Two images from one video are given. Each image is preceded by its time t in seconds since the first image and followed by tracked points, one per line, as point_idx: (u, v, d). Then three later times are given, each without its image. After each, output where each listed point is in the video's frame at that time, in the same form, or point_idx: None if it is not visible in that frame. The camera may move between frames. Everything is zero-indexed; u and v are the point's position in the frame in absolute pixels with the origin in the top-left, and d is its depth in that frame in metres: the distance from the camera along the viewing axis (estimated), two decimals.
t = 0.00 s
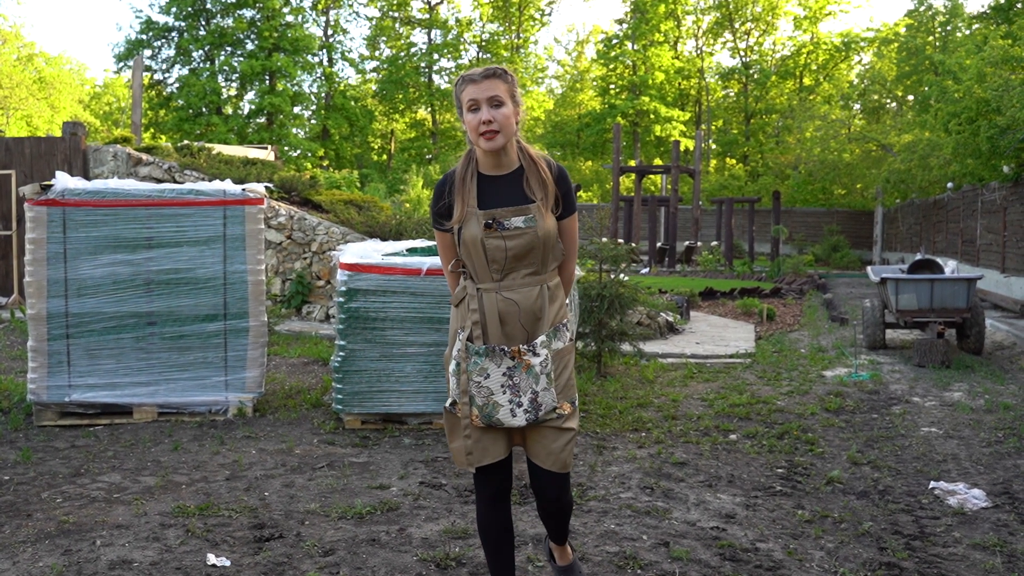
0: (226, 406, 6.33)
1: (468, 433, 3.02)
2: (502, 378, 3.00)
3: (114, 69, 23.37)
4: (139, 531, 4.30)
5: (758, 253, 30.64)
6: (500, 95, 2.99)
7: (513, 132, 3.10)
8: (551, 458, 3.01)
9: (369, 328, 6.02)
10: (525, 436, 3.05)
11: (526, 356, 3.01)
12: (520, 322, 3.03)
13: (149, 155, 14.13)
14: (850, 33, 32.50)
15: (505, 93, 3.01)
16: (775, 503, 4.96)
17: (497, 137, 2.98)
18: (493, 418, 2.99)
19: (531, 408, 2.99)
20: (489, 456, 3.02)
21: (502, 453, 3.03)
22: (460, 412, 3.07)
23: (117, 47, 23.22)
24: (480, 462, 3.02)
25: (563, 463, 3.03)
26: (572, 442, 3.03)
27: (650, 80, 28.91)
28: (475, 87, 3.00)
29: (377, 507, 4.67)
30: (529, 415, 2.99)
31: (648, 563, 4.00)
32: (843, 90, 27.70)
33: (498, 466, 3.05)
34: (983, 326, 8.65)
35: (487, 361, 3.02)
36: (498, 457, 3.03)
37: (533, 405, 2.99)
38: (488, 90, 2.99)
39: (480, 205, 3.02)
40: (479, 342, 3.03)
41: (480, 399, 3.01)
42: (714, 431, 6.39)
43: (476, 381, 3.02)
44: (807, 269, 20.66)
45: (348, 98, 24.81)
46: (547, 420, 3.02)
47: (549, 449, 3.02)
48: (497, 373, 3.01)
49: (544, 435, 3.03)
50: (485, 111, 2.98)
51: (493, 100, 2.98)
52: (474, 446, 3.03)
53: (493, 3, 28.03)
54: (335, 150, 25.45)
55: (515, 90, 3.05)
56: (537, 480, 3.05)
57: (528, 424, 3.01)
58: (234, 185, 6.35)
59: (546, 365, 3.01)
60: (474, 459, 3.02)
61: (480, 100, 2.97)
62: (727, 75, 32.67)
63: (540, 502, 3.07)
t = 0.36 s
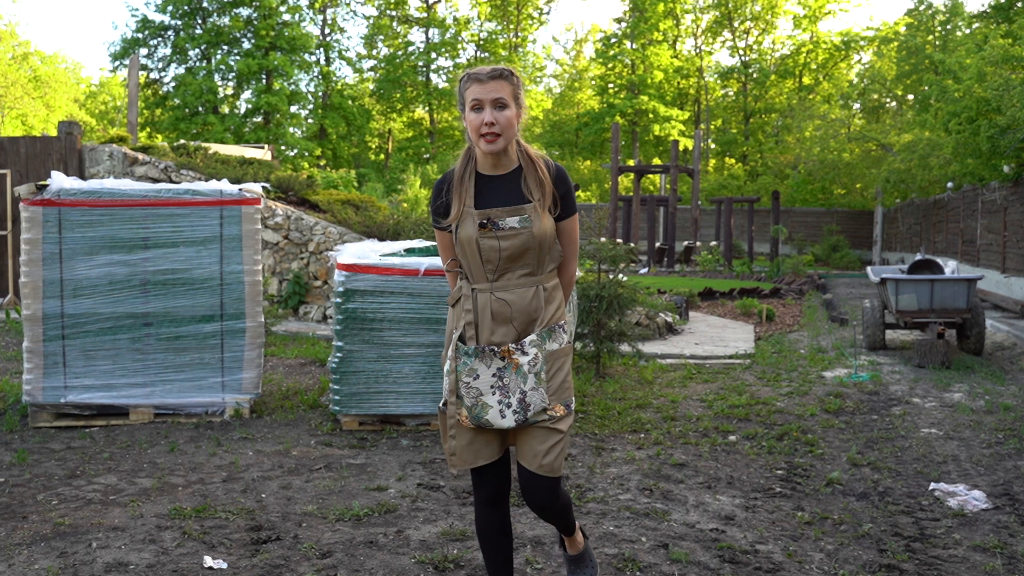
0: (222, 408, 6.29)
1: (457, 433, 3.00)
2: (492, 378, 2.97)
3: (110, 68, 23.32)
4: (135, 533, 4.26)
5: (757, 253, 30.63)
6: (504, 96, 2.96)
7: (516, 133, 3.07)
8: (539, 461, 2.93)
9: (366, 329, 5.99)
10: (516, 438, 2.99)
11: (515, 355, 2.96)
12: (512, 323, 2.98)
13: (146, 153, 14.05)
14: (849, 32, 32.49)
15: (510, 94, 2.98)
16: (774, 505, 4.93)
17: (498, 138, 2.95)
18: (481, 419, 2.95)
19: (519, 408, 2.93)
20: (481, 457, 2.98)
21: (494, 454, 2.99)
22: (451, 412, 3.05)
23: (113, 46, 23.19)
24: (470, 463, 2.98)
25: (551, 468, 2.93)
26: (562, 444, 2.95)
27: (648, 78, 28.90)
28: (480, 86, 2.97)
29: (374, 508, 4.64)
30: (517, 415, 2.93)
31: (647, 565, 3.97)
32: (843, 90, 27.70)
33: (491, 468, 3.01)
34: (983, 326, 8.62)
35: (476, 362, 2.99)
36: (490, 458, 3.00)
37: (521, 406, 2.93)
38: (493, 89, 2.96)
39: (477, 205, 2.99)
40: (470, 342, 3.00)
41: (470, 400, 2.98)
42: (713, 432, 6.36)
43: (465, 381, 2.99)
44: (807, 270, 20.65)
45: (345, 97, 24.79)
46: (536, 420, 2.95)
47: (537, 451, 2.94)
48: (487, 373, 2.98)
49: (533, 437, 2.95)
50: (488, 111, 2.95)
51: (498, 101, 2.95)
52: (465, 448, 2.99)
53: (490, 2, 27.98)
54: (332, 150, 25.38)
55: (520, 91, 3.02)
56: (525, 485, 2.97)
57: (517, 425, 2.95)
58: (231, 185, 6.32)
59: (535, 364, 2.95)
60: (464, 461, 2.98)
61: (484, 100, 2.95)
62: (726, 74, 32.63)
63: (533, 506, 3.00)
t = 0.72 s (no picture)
0: (219, 409, 6.26)
1: (451, 433, 2.98)
2: (485, 377, 2.94)
3: (106, 68, 23.27)
4: (131, 535, 4.23)
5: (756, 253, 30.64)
6: (513, 96, 2.95)
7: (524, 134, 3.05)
8: (526, 461, 2.85)
9: (364, 329, 5.95)
10: (509, 438, 2.94)
11: (507, 353, 2.93)
12: (511, 324, 2.94)
13: (142, 153, 14.02)
14: (849, 31, 32.52)
15: (518, 95, 2.97)
16: (774, 506, 4.90)
17: (504, 138, 2.93)
18: (473, 418, 2.93)
19: (510, 405, 2.90)
20: (478, 458, 2.96)
21: (489, 454, 2.97)
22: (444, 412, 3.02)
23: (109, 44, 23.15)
24: (466, 463, 2.96)
25: (539, 469, 2.86)
26: (554, 443, 2.89)
27: (647, 77, 28.92)
28: (489, 86, 2.96)
29: (372, 510, 4.60)
30: (509, 414, 2.89)
31: (646, 567, 3.94)
32: (842, 89, 27.69)
33: (487, 467, 3.00)
34: (983, 326, 8.60)
35: (471, 361, 2.96)
36: (487, 459, 2.98)
37: (512, 403, 2.89)
38: (502, 90, 2.95)
39: (479, 203, 2.97)
40: (467, 341, 2.98)
41: (461, 398, 2.95)
42: (712, 433, 6.33)
43: (458, 380, 2.96)
44: (807, 270, 20.68)
45: (342, 96, 24.80)
46: (528, 419, 2.90)
47: (525, 449, 2.87)
48: (480, 373, 2.95)
49: (523, 437, 2.89)
50: (497, 110, 2.93)
51: (506, 101, 2.94)
52: (459, 449, 2.97)
53: None
54: (330, 149, 25.35)
55: (529, 92, 3.00)
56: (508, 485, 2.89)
57: (508, 424, 2.91)
58: (228, 185, 6.28)
59: (526, 361, 2.91)
60: (458, 461, 2.96)
61: (492, 99, 2.93)
62: (725, 73, 32.65)
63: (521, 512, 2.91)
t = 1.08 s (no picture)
0: (216, 409, 6.23)
1: (452, 434, 2.93)
2: (489, 379, 2.91)
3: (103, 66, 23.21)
4: (127, 536, 4.19)
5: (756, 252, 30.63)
6: (523, 97, 2.92)
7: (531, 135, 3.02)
8: (532, 467, 2.84)
9: (361, 330, 5.92)
10: (511, 443, 2.91)
11: (513, 358, 2.90)
12: (513, 326, 2.92)
13: (138, 152, 14.08)
14: (849, 30, 32.52)
15: (528, 96, 2.94)
16: (773, 507, 4.87)
17: (512, 138, 2.90)
18: (476, 421, 2.89)
19: (515, 411, 2.86)
20: (479, 459, 2.93)
21: (491, 457, 2.94)
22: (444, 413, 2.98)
23: (105, 43, 23.08)
24: (466, 465, 2.93)
25: (545, 475, 2.84)
26: (559, 450, 2.87)
27: (647, 77, 28.91)
28: (499, 85, 2.92)
29: (370, 511, 4.57)
30: (512, 419, 2.86)
31: (645, 569, 3.91)
32: (842, 88, 27.66)
33: (488, 471, 2.96)
34: (983, 327, 8.58)
35: (474, 362, 2.93)
36: (487, 461, 2.94)
37: (518, 409, 2.86)
38: (511, 89, 2.92)
39: (484, 203, 2.94)
40: (469, 341, 2.94)
41: (465, 400, 2.92)
42: (711, 434, 6.30)
43: (462, 381, 2.92)
44: (807, 270, 20.69)
45: (340, 95, 24.79)
46: (531, 426, 2.87)
47: (531, 456, 2.84)
48: (485, 374, 2.91)
49: (527, 443, 2.86)
50: (506, 110, 2.90)
51: (515, 102, 2.90)
52: (460, 450, 2.93)
53: None
54: (328, 148, 25.31)
55: (537, 93, 2.97)
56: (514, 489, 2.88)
57: (512, 429, 2.87)
58: (225, 184, 6.25)
59: (534, 368, 2.88)
60: (459, 463, 2.92)
61: (501, 99, 2.90)
62: (725, 72, 32.72)
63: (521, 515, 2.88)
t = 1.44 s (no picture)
0: (214, 410, 6.20)
1: (460, 435, 2.90)
2: (499, 381, 2.88)
3: (100, 65, 23.19)
4: (124, 538, 4.16)
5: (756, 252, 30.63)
6: (531, 96, 2.89)
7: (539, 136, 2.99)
8: (541, 469, 2.84)
9: (360, 330, 5.89)
10: (519, 445, 2.90)
11: (524, 362, 2.88)
12: (521, 328, 2.89)
13: (135, 151, 14.06)
14: (850, 28, 32.55)
15: (537, 95, 2.91)
16: (773, 509, 4.84)
17: (521, 138, 2.87)
18: (485, 423, 2.86)
19: (524, 415, 2.84)
20: (483, 460, 2.90)
21: (496, 458, 2.91)
22: (452, 414, 2.95)
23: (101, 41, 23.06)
24: (471, 465, 2.90)
25: (553, 477, 2.84)
26: (566, 454, 2.86)
27: (646, 75, 28.90)
28: (508, 84, 2.89)
29: (368, 513, 4.54)
30: (522, 423, 2.84)
31: (645, 571, 3.89)
32: (842, 87, 27.66)
33: (493, 472, 2.93)
34: (984, 327, 8.56)
35: (484, 364, 2.90)
36: (491, 462, 2.92)
37: (527, 413, 2.84)
38: (520, 88, 2.89)
39: (492, 204, 2.91)
40: (478, 343, 2.91)
41: (474, 401, 2.89)
42: (711, 435, 6.28)
43: (471, 382, 2.90)
44: (807, 270, 20.71)
45: (338, 94, 24.81)
46: (540, 429, 2.85)
47: (540, 459, 2.84)
48: (494, 376, 2.88)
49: (537, 445, 2.85)
50: (514, 109, 2.87)
51: (523, 101, 2.87)
52: (465, 450, 2.90)
53: None
54: (326, 148, 25.28)
55: (546, 93, 2.94)
56: (525, 489, 2.88)
57: (520, 432, 2.85)
58: (222, 184, 6.22)
59: (544, 373, 2.86)
60: (464, 463, 2.89)
61: (510, 98, 2.87)
62: (725, 71, 32.95)
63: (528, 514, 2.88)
